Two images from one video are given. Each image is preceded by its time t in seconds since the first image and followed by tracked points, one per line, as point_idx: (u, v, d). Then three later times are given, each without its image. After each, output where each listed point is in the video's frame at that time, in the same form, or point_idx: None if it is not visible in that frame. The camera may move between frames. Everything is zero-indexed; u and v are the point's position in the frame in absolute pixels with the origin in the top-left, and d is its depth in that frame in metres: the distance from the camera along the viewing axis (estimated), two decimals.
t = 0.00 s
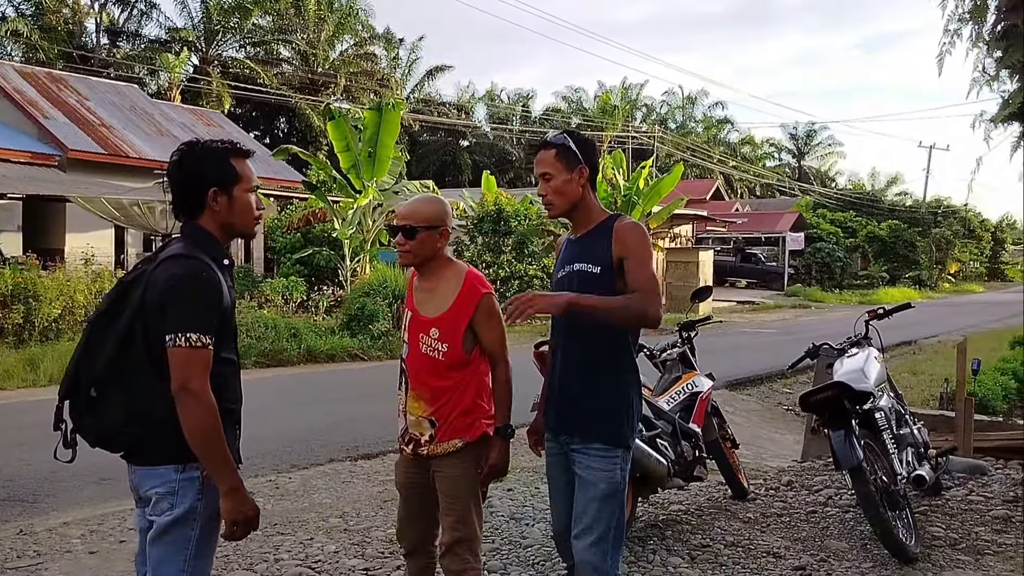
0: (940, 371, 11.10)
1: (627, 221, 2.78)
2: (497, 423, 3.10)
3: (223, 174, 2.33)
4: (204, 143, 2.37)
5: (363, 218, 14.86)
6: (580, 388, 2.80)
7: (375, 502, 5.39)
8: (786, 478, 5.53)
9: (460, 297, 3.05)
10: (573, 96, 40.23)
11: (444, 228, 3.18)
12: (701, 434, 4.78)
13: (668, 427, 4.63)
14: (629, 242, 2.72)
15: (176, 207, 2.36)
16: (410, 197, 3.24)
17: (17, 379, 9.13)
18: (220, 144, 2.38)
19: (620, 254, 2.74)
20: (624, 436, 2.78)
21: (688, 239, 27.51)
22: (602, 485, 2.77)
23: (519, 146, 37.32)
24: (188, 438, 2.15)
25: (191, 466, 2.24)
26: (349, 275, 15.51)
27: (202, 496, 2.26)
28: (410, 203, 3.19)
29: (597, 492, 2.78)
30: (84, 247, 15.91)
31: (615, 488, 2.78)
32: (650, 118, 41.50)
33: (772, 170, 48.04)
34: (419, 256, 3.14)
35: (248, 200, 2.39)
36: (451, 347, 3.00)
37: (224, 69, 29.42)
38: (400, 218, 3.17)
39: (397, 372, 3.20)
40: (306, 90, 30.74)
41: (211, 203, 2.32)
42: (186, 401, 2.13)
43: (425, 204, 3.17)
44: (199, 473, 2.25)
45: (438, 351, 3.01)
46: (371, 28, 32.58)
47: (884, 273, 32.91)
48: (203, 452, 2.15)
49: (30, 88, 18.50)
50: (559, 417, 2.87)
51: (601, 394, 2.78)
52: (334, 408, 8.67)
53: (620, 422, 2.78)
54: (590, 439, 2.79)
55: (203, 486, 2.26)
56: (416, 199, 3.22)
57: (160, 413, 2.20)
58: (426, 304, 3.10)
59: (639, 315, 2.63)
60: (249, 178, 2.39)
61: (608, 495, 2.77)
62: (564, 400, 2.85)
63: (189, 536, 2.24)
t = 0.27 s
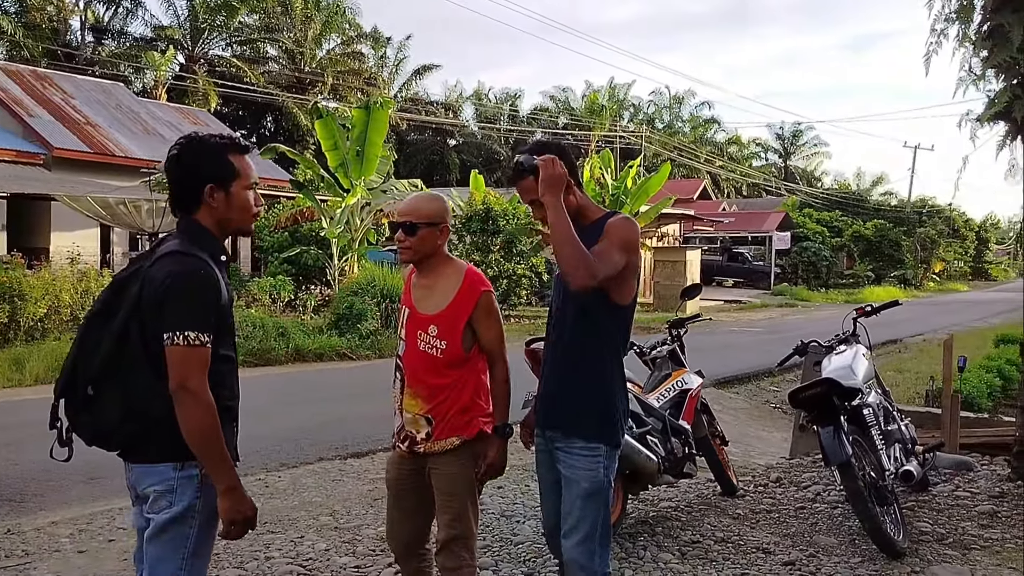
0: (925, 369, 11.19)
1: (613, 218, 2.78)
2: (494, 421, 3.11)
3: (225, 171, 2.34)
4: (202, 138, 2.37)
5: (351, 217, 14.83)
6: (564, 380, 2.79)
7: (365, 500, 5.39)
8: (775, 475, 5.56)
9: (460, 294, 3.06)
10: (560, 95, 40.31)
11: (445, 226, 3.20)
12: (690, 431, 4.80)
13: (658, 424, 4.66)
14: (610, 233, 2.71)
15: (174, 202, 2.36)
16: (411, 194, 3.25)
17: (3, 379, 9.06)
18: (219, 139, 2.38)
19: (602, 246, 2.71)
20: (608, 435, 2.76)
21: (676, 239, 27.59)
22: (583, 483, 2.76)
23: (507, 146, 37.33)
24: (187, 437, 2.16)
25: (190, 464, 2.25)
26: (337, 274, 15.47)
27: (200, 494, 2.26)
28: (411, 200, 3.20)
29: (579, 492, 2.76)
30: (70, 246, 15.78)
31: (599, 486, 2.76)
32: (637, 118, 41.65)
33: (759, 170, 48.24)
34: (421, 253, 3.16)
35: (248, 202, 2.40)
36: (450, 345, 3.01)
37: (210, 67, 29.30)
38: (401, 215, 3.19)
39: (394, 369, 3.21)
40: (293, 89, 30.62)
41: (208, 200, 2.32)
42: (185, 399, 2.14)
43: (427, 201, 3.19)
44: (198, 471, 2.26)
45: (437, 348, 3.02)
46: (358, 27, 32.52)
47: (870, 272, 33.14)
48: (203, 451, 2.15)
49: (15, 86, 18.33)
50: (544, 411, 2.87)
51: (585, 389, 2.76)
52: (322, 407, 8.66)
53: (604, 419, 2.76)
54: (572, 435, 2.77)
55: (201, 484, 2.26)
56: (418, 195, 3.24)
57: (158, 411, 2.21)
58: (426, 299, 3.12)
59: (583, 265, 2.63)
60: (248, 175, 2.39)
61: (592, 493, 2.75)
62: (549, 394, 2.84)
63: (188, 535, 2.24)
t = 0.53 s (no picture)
0: (914, 366, 11.26)
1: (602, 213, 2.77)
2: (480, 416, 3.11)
3: (228, 169, 2.36)
4: (199, 134, 2.38)
5: (341, 217, 14.81)
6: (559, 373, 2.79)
7: (356, 499, 5.38)
8: (766, 471, 5.58)
9: (450, 288, 3.07)
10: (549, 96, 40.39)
11: (435, 221, 3.21)
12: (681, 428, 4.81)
13: (649, 421, 4.67)
14: (596, 228, 2.71)
15: (174, 198, 2.37)
16: (403, 189, 3.26)
17: None
18: (213, 134, 2.38)
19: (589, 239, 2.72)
20: (601, 430, 2.75)
21: (665, 238, 27.66)
22: (575, 477, 2.75)
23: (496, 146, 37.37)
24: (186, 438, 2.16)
25: (186, 466, 2.26)
26: (326, 274, 15.44)
27: (197, 497, 2.28)
28: (403, 196, 3.21)
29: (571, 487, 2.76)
30: (58, 248, 15.70)
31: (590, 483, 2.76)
32: (626, 118, 41.75)
33: (747, 169, 48.41)
34: (412, 248, 3.17)
35: (252, 199, 2.42)
36: (441, 338, 3.02)
37: (198, 67, 29.23)
38: (393, 209, 3.20)
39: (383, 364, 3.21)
40: (281, 90, 30.56)
41: (219, 196, 2.34)
42: (184, 401, 2.14)
43: (419, 197, 3.20)
44: (195, 473, 2.27)
45: (427, 341, 3.02)
46: (346, 27, 32.51)
47: (858, 271, 33.31)
48: (203, 453, 2.16)
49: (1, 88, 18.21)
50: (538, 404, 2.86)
51: (578, 382, 2.76)
52: (313, 407, 8.64)
53: (598, 414, 2.75)
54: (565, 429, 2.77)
55: (199, 486, 2.28)
56: (410, 191, 3.25)
57: (156, 412, 2.21)
58: (416, 294, 3.12)
59: (562, 256, 2.64)
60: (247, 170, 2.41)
61: (584, 491, 2.75)
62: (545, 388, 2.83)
63: (183, 537, 2.26)
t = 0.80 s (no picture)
0: (905, 360, 11.31)
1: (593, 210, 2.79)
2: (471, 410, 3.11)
3: (217, 166, 2.37)
4: (192, 131, 2.38)
5: (331, 218, 14.78)
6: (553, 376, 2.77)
7: (350, 500, 5.37)
8: (758, 467, 5.59)
9: (440, 280, 3.08)
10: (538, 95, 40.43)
11: (425, 219, 3.23)
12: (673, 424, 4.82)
13: (641, 418, 4.66)
14: (590, 223, 2.72)
15: (162, 199, 2.36)
16: (391, 187, 3.27)
17: None
18: (205, 132, 2.39)
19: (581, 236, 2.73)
20: (597, 431, 2.76)
21: (655, 237, 27.70)
22: (573, 480, 2.75)
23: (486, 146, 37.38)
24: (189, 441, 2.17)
25: (186, 470, 2.26)
26: (317, 276, 15.41)
27: (194, 503, 2.27)
28: (391, 195, 3.23)
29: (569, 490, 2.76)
30: (47, 252, 15.64)
31: (588, 484, 2.76)
32: (616, 117, 41.81)
33: (737, 167, 48.52)
34: (401, 245, 3.18)
35: (238, 191, 2.42)
36: (432, 331, 3.03)
37: (186, 70, 29.16)
38: (382, 208, 3.21)
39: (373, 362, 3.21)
40: (270, 92, 30.51)
41: (199, 195, 2.34)
42: (189, 403, 2.15)
43: (407, 195, 3.21)
44: (194, 477, 2.28)
45: (419, 336, 3.04)
46: (335, 28, 32.46)
47: (848, 267, 33.43)
48: (206, 455, 2.17)
49: None
50: (531, 407, 2.84)
51: (574, 384, 2.75)
52: (305, 409, 8.63)
53: (594, 416, 2.76)
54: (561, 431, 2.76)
55: (197, 490, 2.28)
56: (398, 189, 3.26)
57: (155, 415, 2.21)
58: (405, 290, 3.13)
59: (556, 249, 2.63)
60: (238, 168, 2.42)
61: (582, 492, 2.75)
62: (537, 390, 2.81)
63: (181, 541, 2.26)
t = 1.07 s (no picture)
0: (909, 356, 11.30)
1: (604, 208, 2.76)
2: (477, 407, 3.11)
3: (225, 166, 2.37)
4: (202, 130, 2.38)
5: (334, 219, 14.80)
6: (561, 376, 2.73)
7: (356, 500, 5.37)
8: (765, 463, 5.59)
9: (443, 278, 3.08)
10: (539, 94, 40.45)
11: (426, 218, 3.23)
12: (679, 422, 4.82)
13: (648, 416, 4.66)
14: (602, 222, 2.69)
15: (172, 199, 2.36)
16: (391, 188, 3.27)
17: None
18: (213, 131, 2.39)
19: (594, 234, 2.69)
20: (604, 434, 2.72)
21: (658, 234, 27.68)
22: (578, 484, 2.72)
23: (487, 146, 37.39)
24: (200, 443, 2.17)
25: (196, 475, 2.26)
26: (320, 277, 15.42)
27: (206, 506, 2.28)
28: (391, 195, 3.23)
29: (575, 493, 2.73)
30: (51, 256, 15.65)
31: (592, 488, 2.72)
32: (617, 115, 41.82)
33: (739, 164, 48.48)
34: (402, 245, 3.17)
35: (246, 190, 2.43)
36: (436, 328, 3.04)
37: (188, 72, 29.21)
38: (383, 208, 3.21)
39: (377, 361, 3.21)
40: (272, 94, 30.54)
41: (210, 195, 2.35)
42: (199, 405, 2.15)
43: (408, 194, 3.22)
44: (205, 482, 2.28)
45: (424, 333, 3.04)
46: (335, 29, 32.47)
47: (852, 263, 33.38)
48: (218, 458, 2.17)
49: None
50: (538, 408, 2.80)
51: (582, 386, 2.71)
52: (310, 410, 8.63)
53: (601, 419, 2.72)
54: (567, 433, 2.73)
55: (208, 494, 2.29)
56: (398, 189, 3.26)
57: (165, 418, 2.22)
58: (408, 289, 3.13)
59: (568, 248, 2.58)
60: (246, 167, 2.42)
61: (584, 495, 2.71)
62: (545, 392, 2.77)
63: (192, 545, 2.26)
